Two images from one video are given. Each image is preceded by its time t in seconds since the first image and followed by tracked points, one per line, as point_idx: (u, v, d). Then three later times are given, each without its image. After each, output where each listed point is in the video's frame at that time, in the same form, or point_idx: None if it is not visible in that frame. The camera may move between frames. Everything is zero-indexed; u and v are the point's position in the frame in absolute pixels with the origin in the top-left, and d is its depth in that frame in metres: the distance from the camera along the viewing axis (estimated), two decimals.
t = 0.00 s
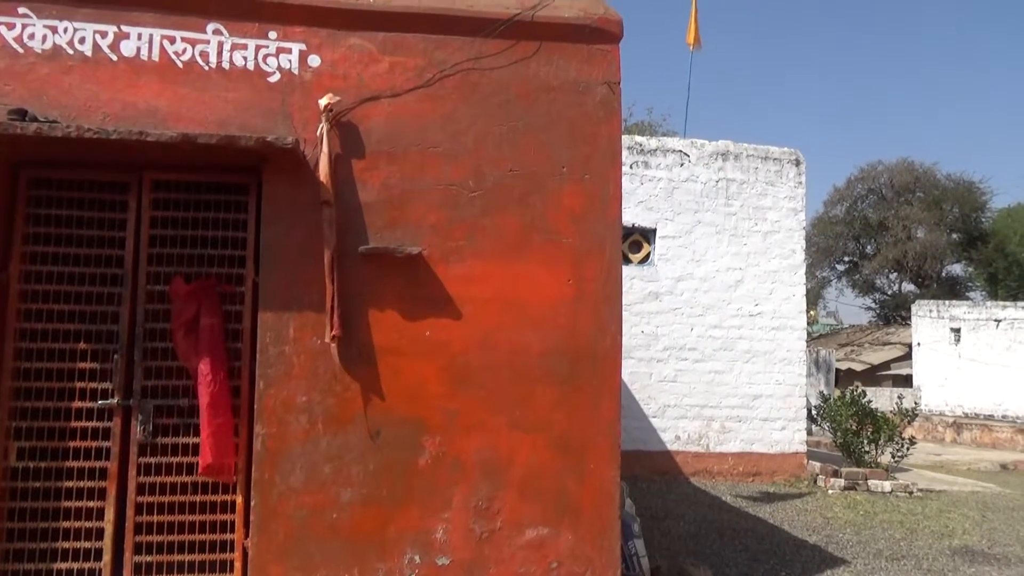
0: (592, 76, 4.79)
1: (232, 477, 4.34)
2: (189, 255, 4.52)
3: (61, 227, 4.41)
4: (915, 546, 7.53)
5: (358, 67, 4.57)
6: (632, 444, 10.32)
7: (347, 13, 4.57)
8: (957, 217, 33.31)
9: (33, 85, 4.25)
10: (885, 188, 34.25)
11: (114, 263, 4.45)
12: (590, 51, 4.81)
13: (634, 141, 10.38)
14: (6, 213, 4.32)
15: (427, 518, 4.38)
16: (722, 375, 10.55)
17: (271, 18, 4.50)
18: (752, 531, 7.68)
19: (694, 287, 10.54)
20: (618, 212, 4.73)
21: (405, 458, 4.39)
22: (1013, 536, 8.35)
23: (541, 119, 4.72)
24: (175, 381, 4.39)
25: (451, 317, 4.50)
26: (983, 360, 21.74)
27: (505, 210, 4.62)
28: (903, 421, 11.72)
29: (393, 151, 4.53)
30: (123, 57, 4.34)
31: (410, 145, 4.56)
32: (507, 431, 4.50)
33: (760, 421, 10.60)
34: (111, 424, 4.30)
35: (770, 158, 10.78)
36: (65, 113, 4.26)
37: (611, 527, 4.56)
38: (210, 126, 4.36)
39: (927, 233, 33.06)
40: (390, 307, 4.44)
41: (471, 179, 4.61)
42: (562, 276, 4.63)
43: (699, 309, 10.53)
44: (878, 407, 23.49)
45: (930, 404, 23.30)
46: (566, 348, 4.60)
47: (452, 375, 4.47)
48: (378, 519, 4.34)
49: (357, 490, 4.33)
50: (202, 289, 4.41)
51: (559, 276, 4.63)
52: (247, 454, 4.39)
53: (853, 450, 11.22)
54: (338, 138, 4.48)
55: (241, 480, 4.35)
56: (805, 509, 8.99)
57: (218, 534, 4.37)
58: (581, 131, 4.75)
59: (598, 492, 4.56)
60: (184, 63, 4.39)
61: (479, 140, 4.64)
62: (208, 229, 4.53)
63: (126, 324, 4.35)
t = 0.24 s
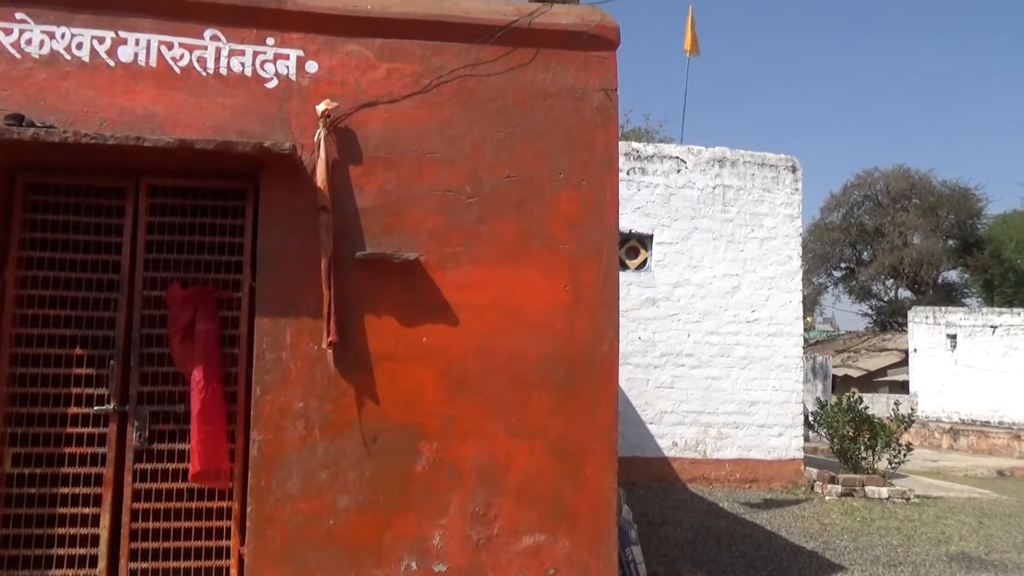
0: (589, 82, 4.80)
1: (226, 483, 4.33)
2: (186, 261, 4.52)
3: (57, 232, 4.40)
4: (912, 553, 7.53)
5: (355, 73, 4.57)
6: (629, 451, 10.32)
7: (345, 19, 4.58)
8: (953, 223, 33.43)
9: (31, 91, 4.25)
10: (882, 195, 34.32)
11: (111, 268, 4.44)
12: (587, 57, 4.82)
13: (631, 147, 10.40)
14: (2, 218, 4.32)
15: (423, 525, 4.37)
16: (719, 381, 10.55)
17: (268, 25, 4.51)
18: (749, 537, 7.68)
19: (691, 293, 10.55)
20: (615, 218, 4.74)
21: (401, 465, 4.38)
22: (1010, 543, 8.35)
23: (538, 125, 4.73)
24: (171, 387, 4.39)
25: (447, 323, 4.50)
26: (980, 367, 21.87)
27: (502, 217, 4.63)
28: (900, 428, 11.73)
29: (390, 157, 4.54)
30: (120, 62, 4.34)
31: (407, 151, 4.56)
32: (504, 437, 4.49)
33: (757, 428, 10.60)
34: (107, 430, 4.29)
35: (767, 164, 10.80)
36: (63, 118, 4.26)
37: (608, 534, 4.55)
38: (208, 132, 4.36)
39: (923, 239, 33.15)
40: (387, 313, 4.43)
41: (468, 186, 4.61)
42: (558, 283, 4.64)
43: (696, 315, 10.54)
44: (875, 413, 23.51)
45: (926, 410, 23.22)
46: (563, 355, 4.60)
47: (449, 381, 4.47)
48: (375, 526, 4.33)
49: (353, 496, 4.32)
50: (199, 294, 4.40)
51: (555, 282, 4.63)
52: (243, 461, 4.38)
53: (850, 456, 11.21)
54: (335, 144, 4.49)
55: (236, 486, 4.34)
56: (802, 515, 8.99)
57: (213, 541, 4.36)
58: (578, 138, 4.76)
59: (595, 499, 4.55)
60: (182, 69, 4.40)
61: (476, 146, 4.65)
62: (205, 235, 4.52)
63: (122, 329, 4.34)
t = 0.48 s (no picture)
0: (589, 89, 4.81)
1: (226, 490, 4.33)
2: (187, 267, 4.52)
3: (59, 239, 4.41)
4: (914, 561, 7.51)
5: (357, 80, 4.59)
6: (630, 458, 10.30)
7: (346, 26, 4.59)
8: (953, 230, 33.41)
9: (33, 98, 4.27)
10: (882, 202, 34.36)
11: (112, 274, 4.45)
12: (587, 65, 4.83)
13: (631, 154, 10.42)
14: (4, 225, 4.32)
15: (424, 532, 4.36)
16: (720, 388, 10.54)
17: (270, 32, 4.52)
18: (751, 544, 7.66)
19: (691, 300, 10.54)
20: (616, 225, 4.74)
21: (402, 471, 4.38)
22: (1013, 550, 8.33)
23: (539, 132, 4.74)
24: (171, 394, 4.39)
25: (448, 329, 4.50)
26: (981, 373, 21.77)
27: (503, 223, 4.63)
28: (901, 435, 11.71)
29: (391, 163, 4.54)
30: (123, 69, 4.35)
31: (408, 157, 4.57)
32: (504, 444, 4.49)
33: (758, 435, 10.58)
34: (107, 436, 4.29)
35: (768, 171, 10.82)
36: (65, 125, 4.27)
37: (609, 541, 4.54)
38: (209, 138, 4.37)
39: (924, 246, 33.16)
40: (388, 319, 4.44)
41: (469, 193, 4.62)
42: (559, 289, 4.64)
43: (697, 322, 10.53)
44: (877, 420, 23.48)
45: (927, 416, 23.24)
46: (564, 361, 4.59)
47: (449, 387, 4.47)
48: (376, 533, 4.32)
49: (354, 503, 4.31)
50: (199, 301, 4.40)
51: (556, 288, 4.63)
52: (243, 467, 4.38)
53: (851, 463, 11.19)
54: (336, 151, 4.50)
55: (236, 493, 4.34)
56: (804, 523, 8.97)
57: (214, 548, 4.35)
58: (579, 145, 4.76)
59: (596, 506, 4.54)
60: (184, 76, 4.41)
61: (477, 153, 4.66)
62: (207, 242, 4.53)
63: (124, 336, 4.35)
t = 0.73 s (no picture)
0: (597, 96, 4.82)
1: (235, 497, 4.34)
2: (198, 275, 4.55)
3: (70, 247, 4.44)
4: (928, 569, 7.45)
5: (365, 89, 4.61)
6: (640, 465, 10.27)
7: (355, 35, 4.62)
8: (965, 236, 33.22)
9: (45, 108, 4.30)
10: (892, 209, 34.36)
11: (123, 282, 4.47)
12: (595, 72, 4.84)
13: (640, 161, 10.42)
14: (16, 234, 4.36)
15: (433, 539, 4.36)
16: (730, 395, 10.51)
17: (279, 42, 4.55)
18: (763, 553, 7.62)
19: (701, 306, 10.52)
20: (624, 232, 4.74)
21: (411, 478, 4.38)
22: None
23: (547, 139, 4.75)
24: (181, 401, 4.40)
25: (457, 336, 4.50)
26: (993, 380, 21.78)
27: (511, 230, 4.64)
28: (913, 442, 11.64)
29: (400, 171, 4.56)
30: (134, 79, 4.39)
31: (416, 165, 4.59)
32: (514, 451, 4.48)
33: (769, 442, 10.53)
34: (118, 443, 4.31)
35: (777, 178, 10.80)
36: (76, 135, 4.30)
37: (619, 549, 4.52)
38: (219, 147, 4.40)
39: (935, 252, 33.01)
40: (396, 326, 4.44)
41: (478, 200, 4.63)
42: (568, 296, 4.64)
43: (706, 329, 10.51)
44: (889, 427, 23.34)
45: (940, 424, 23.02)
46: (572, 368, 4.59)
47: (458, 394, 4.47)
48: (385, 540, 4.32)
49: (363, 510, 4.31)
50: (209, 308, 4.42)
51: (565, 295, 4.63)
52: (253, 475, 4.38)
53: (864, 471, 11.14)
54: (345, 159, 4.52)
55: (246, 500, 4.35)
56: (816, 531, 8.92)
57: (224, 555, 4.35)
58: (587, 152, 4.77)
59: (605, 513, 4.53)
60: (194, 85, 4.44)
61: (485, 160, 4.67)
62: (217, 249, 4.55)
63: (134, 344, 4.37)
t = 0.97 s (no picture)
0: (614, 102, 4.82)
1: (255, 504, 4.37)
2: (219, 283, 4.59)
3: (95, 257, 4.50)
4: None
5: (383, 97, 4.64)
6: (661, 472, 10.23)
7: (373, 44, 4.66)
8: (988, 240, 32.64)
9: (69, 119, 4.37)
10: (914, 212, 34.10)
11: (146, 291, 4.53)
12: (612, 78, 4.85)
13: (658, 166, 10.41)
14: (42, 244, 4.42)
15: (453, 546, 4.36)
16: (751, 401, 10.45)
17: (297, 51, 4.60)
18: (786, 561, 7.56)
19: (720, 312, 10.48)
20: (642, 238, 4.74)
21: (430, 485, 4.39)
22: None
23: (564, 145, 4.76)
24: (202, 409, 4.44)
25: (476, 343, 4.51)
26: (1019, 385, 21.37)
27: (529, 237, 4.65)
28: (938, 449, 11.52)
29: (418, 178, 4.59)
30: (155, 90, 4.45)
31: (434, 172, 4.61)
32: (533, 458, 4.48)
33: (791, 449, 10.45)
34: (141, 450, 4.36)
35: (796, 182, 10.75)
36: (100, 146, 4.36)
37: (640, 557, 4.50)
38: (240, 156, 4.44)
39: (958, 256, 32.62)
40: (415, 333, 4.46)
41: (496, 207, 4.64)
42: (586, 302, 4.64)
43: (726, 334, 10.46)
44: (913, 434, 23.09)
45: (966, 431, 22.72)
46: (591, 374, 4.59)
47: (477, 401, 4.48)
48: (405, 547, 4.33)
49: (384, 517, 4.33)
50: (229, 316, 4.46)
51: (583, 302, 4.63)
52: (274, 481, 4.41)
53: (889, 478, 11.01)
54: (363, 167, 4.55)
55: (266, 507, 4.38)
56: (840, 539, 8.83)
57: (245, 562, 4.37)
58: (604, 158, 4.77)
59: (626, 521, 4.51)
60: (214, 95, 4.49)
61: (503, 167, 4.68)
62: (238, 258, 4.60)
63: (157, 352, 4.42)
